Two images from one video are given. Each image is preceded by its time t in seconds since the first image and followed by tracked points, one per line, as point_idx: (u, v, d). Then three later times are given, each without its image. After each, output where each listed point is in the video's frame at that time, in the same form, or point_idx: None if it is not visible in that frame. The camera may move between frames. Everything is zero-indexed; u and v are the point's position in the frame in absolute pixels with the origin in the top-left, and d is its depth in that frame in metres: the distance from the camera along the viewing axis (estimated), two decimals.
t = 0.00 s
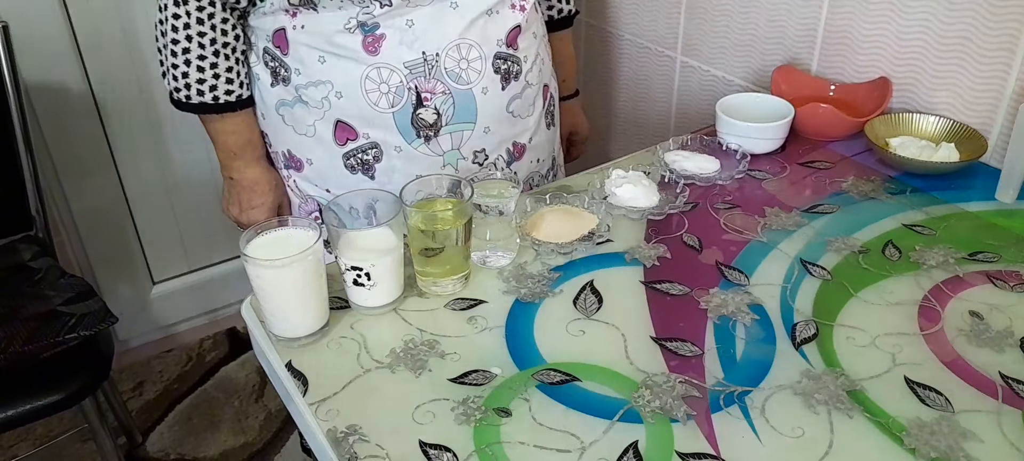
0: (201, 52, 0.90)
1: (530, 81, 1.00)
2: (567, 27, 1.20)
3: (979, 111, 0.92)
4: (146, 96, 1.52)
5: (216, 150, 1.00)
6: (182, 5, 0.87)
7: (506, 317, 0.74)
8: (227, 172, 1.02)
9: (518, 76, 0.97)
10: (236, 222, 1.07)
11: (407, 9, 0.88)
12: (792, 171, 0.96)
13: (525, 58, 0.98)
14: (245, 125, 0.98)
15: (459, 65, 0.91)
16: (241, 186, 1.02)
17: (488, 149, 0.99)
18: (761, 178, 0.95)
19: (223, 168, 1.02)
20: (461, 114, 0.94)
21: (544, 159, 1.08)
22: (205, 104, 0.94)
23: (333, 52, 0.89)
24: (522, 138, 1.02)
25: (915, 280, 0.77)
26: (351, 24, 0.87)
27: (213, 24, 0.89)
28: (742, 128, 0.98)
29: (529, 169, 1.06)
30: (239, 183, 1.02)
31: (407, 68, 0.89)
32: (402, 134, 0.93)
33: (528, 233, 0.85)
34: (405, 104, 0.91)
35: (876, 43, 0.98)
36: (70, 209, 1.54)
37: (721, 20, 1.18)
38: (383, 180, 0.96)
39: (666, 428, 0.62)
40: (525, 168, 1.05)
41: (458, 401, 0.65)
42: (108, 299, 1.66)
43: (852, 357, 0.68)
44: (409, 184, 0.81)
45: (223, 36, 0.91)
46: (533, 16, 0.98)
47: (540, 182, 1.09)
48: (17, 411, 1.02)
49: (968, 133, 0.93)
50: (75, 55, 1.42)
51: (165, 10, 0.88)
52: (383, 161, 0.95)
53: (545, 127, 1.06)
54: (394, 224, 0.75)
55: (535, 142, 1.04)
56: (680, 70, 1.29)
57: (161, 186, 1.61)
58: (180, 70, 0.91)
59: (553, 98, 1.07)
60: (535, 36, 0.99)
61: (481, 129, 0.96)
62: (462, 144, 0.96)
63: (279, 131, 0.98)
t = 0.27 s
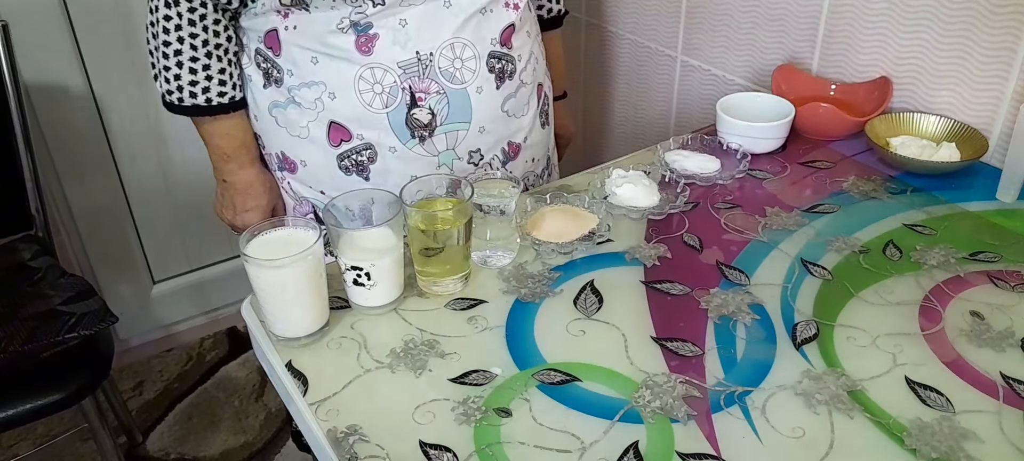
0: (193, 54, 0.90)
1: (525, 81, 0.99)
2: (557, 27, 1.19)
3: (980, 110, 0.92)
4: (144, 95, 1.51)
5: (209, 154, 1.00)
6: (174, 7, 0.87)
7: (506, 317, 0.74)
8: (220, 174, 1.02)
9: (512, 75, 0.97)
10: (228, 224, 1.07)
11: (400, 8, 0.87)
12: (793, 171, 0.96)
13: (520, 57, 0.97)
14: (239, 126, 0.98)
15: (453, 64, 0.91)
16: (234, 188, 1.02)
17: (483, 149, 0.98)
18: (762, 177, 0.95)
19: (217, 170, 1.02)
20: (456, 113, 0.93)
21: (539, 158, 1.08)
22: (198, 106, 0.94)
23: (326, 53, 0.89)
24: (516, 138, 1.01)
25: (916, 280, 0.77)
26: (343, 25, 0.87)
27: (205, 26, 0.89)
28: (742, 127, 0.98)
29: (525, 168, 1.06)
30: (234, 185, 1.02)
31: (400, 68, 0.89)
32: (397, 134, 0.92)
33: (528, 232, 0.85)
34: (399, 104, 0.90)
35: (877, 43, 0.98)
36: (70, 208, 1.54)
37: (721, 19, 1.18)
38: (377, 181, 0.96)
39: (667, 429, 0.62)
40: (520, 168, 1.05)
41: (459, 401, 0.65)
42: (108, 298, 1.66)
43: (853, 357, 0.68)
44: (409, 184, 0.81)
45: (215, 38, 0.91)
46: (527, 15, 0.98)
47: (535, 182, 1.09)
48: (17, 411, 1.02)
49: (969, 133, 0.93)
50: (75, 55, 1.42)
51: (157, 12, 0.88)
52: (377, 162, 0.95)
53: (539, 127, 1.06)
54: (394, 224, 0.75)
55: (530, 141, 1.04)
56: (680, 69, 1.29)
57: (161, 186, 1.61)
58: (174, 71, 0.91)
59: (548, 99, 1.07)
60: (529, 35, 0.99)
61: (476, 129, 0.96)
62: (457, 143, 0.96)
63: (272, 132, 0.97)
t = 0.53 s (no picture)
0: (190, 53, 0.90)
1: (522, 81, 0.99)
2: (556, 27, 1.19)
3: (980, 110, 0.92)
4: (144, 95, 1.51)
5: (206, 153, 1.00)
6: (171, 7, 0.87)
7: (506, 317, 0.74)
8: (217, 174, 1.02)
9: (509, 75, 0.97)
10: (225, 224, 1.07)
11: (396, 8, 0.88)
12: (793, 171, 0.96)
13: (517, 57, 0.98)
14: (234, 126, 0.98)
15: (448, 64, 0.91)
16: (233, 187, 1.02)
17: (479, 149, 0.98)
18: (762, 177, 0.95)
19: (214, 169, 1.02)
20: (451, 113, 0.93)
21: (536, 158, 1.08)
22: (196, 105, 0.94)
23: (321, 52, 0.89)
24: (513, 138, 1.01)
25: (915, 280, 0.77)
26: (338, 24, 0.87)
27: (202, 25, 0.89)
28: (742, 127, 0.98)
29: (521, 169, 1.06)
30: (230, 186, 1.02)
31: (395, 67, 0.89)
32: (392, 133, 0.92)
33: (528, 232, 0.85)
34: (394, 104, 0.90)
35: (877, 43, 0.98)
36: (70, 208, 1.54)
37: (721, 19, 1.18)
38: (373, 181, 0.96)
39: (667, 428, 0.62)
40: (516, 168, 1.05)
41: (459, 401, 0.65)
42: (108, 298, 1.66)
43: (853, 356, 0.68)
44: (410, 184, 0.81)
45: (213, 38, 0.91)
46: (522, 14, 0.98)
47: (532, 182, 1.09)
48: (17, 410, 1.02)
49: (968, 133, 0.93)
50: (74, 55, 1.42)
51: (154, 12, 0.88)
52: (373, 161, 0.95)
53: (537, 127, 1.06)
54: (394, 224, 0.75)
55: (527, 141, 1.04)
56: (680, 69, 1.29)
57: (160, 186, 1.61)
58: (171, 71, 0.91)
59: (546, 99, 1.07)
60: (525, 35, 0.99)
61: (472, 128, 0.96)
62: (453, 143, 0.96)
63: (268, 131, 0.98)
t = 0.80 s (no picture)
0: (194, 53, 0.91)
1: (523, 81, 1.00)
2: (562, 30, 1.20)
3: (980, 112, 0.92)
4: (145, 96, 1.52)
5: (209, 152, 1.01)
6: (174, 7, 0.87)
7: (507, 317, 0.74)
8: (220, 173, 1.02)
9: (510, 76, 0.97)
10: (228, 223, 1.07)
11: (397, 8, 0.88)
12: (793, 172, 0.96)
13: (518, 58, 0.98)
14: (238, 126, 0.99)
15: (449, 64, 0.91)
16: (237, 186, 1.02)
17: (480, 150, 0.99)
18: (762, 179, 0.95)
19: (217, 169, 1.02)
20: (452, 113, 0.94)
21: (537, 159, 1.08)
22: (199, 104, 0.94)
23: (323, 52, 0.89)
24: (514, 138, 1.02)
25: (915, 281, 0.77)
26: (340, 24, 0.87)
27: (206, 25, 0.90)
28: (742, 128, 0.98)
29: (522, 169, 1.06)
30: (233, 184, 1.02)
31: (397, 67, 0.89)
32: (393, 133, 0.93)
33: (528, 233, 0.85)
34: (396, 104, 0.91)
35: (877, 44, 0.98)
36: (70, 209, 1.54)
37: (721, 21, 1.18)
38: (374, 181, 0.96)
39: (667, 428, 0.62)
40: (517, 169, 1.05)
41: (460, 401, 0.65)
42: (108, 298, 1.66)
43: (853, 357, 0.68)
44: (410, 185, 0.81)
45: (216, 37, 0.91)
46: (524, 15, 0.98)
47: (534, 183, 1.09)
48: (18, 410, 1.02)
49: (968, 135, 0.93)
50: (75, 56, 1.42)
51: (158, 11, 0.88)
52: (374, 161, 0.95)
53: (538, 128, 1.06)
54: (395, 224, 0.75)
55: (528, 143, 1.05)
56: (680, 71, 1.29)
57: (161, 186, 1.61)
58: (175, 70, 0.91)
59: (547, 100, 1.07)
60: (526, 36, 0.99)
61: (473, 129, 0.96)
62: (454, 143, 0.96)
63: (270, 131, 0.98)
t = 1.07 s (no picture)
0: (198, 54, 0.91)
1: (525, 81, 1.00)
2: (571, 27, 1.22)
3: (980, 113, 0.92)
4: (146, 96, 1.52)
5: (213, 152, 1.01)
6: (180, 6, 0.88)
7: (507, 318, 0.74)
8: (223, 173, 1.03)
9: (511, 76, 0.97)
10: (232, 224, 1.08)
11: (399, 9, 0.88)
12: (793, 173, 0.96)
13: (519, 59, 0.98)
14: (242, 126, 0.99)
15: (451, 65, 0.91)
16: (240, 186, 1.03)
17: (482, 150, 0.99)
18: (762, 180, 0.95)
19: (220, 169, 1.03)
20: (454, 114, 0.94)
21: (539, 160, 1.08)
22: (203, 104, 0.94)
23: (326, 52, 0.89)
24: (516, 138, 1.02)
25: (915, 282, 0.77)
26: (343, 25, 0.88)
27: (210, 25, 0.90)
28: (742, 129, 0.98)
29: (524, 169, 1.06)
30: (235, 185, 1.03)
31: (400, 67, 0.89)
32: (396, 133, 0.93)
33: (529, 234, 0.85)
34: (398, 104, 0.91)
35: (877, 45, 0.98)
36: (70, 209, 1.54)
37: (721, 22, 1.18)
38: (377, 180, 0.97)
39: (667, 429, 0.62)
40: (519, 169, 1.05)
41: (460, 402, 0.65)
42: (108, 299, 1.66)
43: (853, 358, 0.68)
44: (411, 185, 0.81)
45: (220, 38, 0.91)
46: (526, 16, 0.98)
47: (536, 183, 1.10)
48: (18, 411, 1.02)
49: (968, 136, 0.93)
50: (76, 56, 1.42)
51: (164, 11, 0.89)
52: (376, 161, 0.95)
53: (540, 128, 1.06)
54: (396, 224, 0.75)
55: (530, 143, 1.05)
56: (680, 72, 1.29)
57: (162, 187, 1.62)
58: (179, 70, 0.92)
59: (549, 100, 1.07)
60: (528, 37, 0.99)
61: (475, 129, 0.96)
62: (457, 143, 0.96)
63: (273, 131, 0.98)
